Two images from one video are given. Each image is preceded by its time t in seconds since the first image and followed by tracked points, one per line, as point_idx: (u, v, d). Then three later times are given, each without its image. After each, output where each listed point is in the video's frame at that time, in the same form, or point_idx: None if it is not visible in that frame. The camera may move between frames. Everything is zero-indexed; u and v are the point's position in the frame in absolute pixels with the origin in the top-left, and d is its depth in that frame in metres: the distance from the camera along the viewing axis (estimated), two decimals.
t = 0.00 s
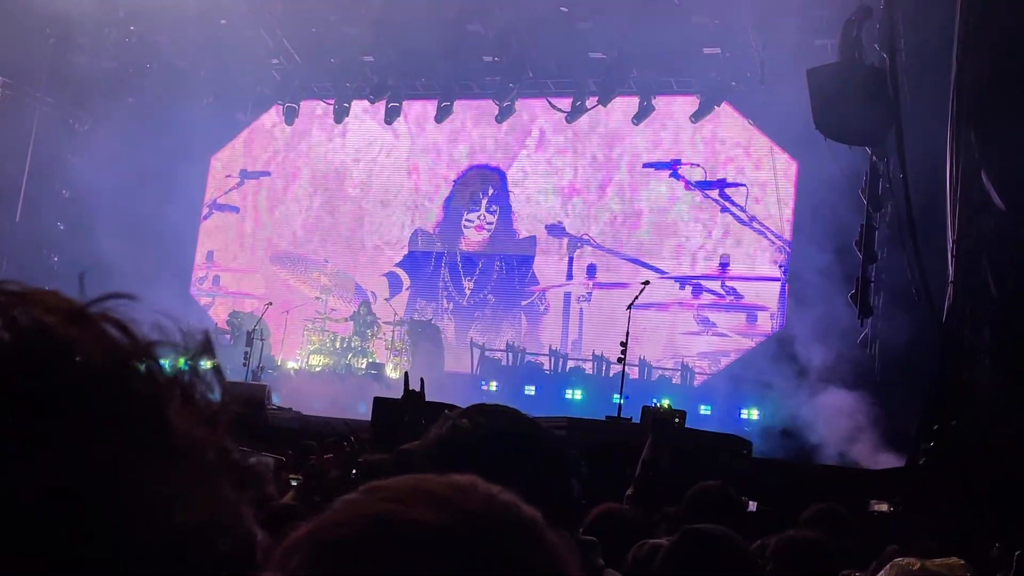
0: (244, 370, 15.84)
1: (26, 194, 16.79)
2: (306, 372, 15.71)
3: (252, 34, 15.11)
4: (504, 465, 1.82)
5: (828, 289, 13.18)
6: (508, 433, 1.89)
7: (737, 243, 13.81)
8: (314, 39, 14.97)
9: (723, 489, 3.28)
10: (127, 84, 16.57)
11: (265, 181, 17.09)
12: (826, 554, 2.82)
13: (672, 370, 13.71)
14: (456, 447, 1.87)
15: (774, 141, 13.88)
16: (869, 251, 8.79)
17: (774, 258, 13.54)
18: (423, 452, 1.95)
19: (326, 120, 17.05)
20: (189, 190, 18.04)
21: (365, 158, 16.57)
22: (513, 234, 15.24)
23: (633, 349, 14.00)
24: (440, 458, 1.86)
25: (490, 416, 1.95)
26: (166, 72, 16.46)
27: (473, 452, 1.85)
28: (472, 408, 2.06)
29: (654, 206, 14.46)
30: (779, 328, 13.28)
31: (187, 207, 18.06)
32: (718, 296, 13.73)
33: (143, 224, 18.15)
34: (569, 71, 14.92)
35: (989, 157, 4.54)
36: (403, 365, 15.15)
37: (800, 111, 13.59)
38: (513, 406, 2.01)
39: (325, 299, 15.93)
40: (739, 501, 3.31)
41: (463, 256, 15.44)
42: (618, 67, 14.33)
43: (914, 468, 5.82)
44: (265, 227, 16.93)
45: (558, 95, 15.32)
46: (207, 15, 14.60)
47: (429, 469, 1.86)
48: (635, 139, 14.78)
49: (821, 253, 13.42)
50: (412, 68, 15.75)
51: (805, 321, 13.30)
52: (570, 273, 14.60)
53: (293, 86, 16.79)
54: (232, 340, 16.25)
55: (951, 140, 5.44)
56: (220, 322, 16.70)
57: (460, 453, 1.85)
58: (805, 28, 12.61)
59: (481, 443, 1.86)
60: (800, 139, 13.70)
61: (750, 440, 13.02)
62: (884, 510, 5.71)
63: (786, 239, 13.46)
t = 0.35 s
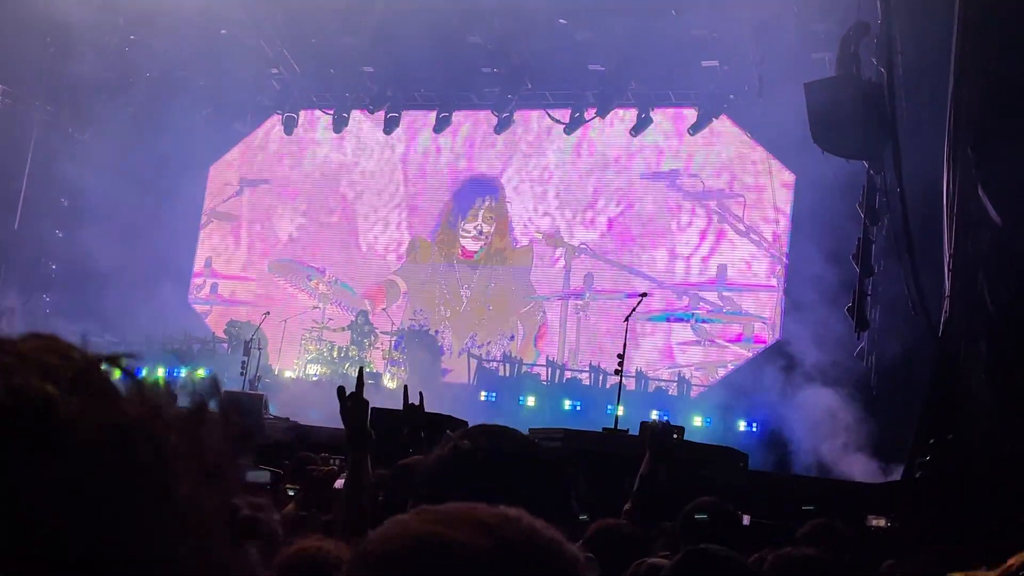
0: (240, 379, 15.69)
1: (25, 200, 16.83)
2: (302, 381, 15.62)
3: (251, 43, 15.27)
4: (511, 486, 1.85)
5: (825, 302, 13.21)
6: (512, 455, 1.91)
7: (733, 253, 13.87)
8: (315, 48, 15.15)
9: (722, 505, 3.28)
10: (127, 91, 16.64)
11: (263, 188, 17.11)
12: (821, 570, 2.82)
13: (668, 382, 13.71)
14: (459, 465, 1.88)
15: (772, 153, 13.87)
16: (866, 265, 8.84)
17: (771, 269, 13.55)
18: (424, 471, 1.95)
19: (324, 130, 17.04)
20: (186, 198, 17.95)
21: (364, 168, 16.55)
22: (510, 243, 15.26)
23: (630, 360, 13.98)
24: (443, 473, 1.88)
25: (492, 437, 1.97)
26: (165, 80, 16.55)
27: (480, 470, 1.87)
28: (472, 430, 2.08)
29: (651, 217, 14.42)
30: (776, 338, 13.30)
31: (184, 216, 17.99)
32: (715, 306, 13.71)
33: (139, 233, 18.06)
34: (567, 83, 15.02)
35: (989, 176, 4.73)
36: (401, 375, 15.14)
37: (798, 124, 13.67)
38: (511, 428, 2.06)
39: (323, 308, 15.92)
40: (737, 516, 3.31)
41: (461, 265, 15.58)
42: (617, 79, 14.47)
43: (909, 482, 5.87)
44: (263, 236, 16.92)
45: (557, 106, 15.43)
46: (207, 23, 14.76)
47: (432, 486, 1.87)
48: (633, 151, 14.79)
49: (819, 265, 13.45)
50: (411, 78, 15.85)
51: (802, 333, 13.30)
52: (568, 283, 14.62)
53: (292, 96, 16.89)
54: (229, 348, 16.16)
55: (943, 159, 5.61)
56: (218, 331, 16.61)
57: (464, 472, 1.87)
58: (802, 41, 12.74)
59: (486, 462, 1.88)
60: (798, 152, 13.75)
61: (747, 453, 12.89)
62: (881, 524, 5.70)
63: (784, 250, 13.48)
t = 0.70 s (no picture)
0: (238, 390, 15.73)
1: (23, 210, 16.90)
2: (299, 393, 15.63)
3: (252, 54, 15.38)
4: (517, 508, 1.84)
5: (822, 315, 13.21)
6: (515, 475, 1.91)
7: (732, 267, 13.85)
8: (314, 60, 15.37)
9: (718, 522, 3.21)
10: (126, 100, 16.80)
11: (262, 199, 17.11)
12: None
13: (665, 396, 13.73)
14: (468, 492, 1.86)
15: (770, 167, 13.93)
16: (863, 280, 8.91)
17: (769, 281, 13.54)
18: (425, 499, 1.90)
19: (323, 143, 17.07)
20: (183, 208, 17.94)
21: (362, 179, 16.58)
22: (507, 254, 15.33)
23: (627, 374, 14.02)
24: (450, 500, 1.85)
25: (492, 460, 1.96)
26: (164, 89, 16.72)
27: (491, 492, 1.86)
28: (470, 454, 2.05)
29: (650, 230, 14.42)
30: (774, 351, 13.25)
31: (181, 226, 18.00)
32: (713, 319, 13.73)
33: (137, 245, 18.03)
34: (566, 95, 15.13)
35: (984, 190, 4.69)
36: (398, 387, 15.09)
37: (796, 138, 13.73)
38: (510, 452, 2.04)
39: (322, 319, 15.88)
40: (732, 531, 3.24)
41: (457, 275, 15.65)
42: (616, 92, 14.55)
43: (905, 502, 5.77)
44: (261, 246, 16.91)
45: (555, 119, 15.56)
46: (206, 36, 14.93)
47: (436, 512, 1.84)
48: (631, 165, 14.83)
49: (816, 279, 13.44)
50: (410, 90, 15.96)
51: (799, 347, 13.29)
52: (565, 295, 14.60)
53: (292, 108, 16.95)
54: (227, 359, 16.16)
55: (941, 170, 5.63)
56: (215, 342, 16.53)
57: (470, 497, 1.84)
58: (801, 56, 12.85)
59: (497, 485, 1.87)
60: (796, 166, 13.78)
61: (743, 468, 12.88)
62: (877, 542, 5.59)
63: (782, 263, 13.47)
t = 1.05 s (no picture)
0: (235, 402, 15.69)
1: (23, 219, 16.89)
2: (296, 405, 15.57)
3: (251, 64, 15.51)
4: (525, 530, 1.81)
5: (822, 329, 13.17)
6: (517, 492, 1.87)
7: (730, 280, 13.88)
8: (315, 72, 15.50)
9: (721, 542, 3.13)
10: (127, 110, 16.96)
11: (260, 210, 17.09)
12: None
13: (663, 410, 13.74)
14: (471, 513, 1.82)
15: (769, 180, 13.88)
16: (862, 293, 8.97)
17: (767, 295, 13.55)
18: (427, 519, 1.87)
19: (322, 154, 17.09)
20: (180, 218, 17.85)
21: (361, 190, 16.58)
22: (504, 266, 15.27)
23: (625, 387, 14.01)
24: (455, 522, 1.82)
25: (493, 479, 1.91)
26: (165, 99, 16.89)
27: (493, 507, 1.82)
28: (470, 472, 2.00)
29: (649, 243, 14.49)
30: (772, 366, 13.20)
31: (180, 237, 17.94)
32: (710, 332, 13.75)
33: (135, 256, 18.01)
34: (566, 108, 15.21)
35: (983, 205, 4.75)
36: (395, 400, 15.09)
37: (795, 152, 13.77)
38: (511, 469, 1.99)
39: (320, 331, 15.87)
40: (736, 551, 3.17)
41: (453, 287, 15.45)
42: (614, 104, 14.63)
43: (904, 516, 5.72)
44: (259, 257, 16.89)
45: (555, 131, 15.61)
46: (206, 45, 15.08)
47: (440, 535, 1.82)
48: (630, 177, 14.88)
49: (816, 293, 13.40)
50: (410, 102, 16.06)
51: (799, 362, 13.23)
52: (563, 307, 14.52)
53: (291, 119, 17.02)
54: (224, 370, 16.12)
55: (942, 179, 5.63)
56: (213, 352, 16.51)
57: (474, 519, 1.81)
58: (799, 71, 12.92)
59: (498, 499, 1.84)
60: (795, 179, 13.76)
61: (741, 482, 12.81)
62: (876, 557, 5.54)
63: (780, 277, 13.48)
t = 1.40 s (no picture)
0: (234, 411, 15.62)
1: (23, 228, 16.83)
2: (296, 414, 15.54)
3: (251, 74, 15.66)
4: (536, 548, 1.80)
5: (822, 341, 13.15)
6: (527, 506, 1.86)
7: (730, 291, 13.88)
8: (315, 82, 15.62)
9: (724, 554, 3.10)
10: (128, 120, 17.12)
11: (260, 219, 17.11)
12: None
13: (663, 421, 13.69)
14: (479, 528, 1.81)
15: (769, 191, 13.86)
16: (862, 306, 9.04)
17: (767, 306, 13.54)
18: (436, 531, 1.87)
19: (321, 163, 17.10)
20: (180, 227, 17.84)
21: (362, 200, 16.60)
22: (504, 276, 15.28)
23: (625, 398, 13.99)
24: (464, 537, 1.81)
25: (503, 493, 1.90)
26: (166, 110, 17.12)
27: (503, 521, 1.82)
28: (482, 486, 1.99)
29: (649, 254, 14.50)
30: (773, 377, 13.15)
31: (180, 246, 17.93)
32: (710, 343, 13.73)
33: (134, 265, 18.01)
34: (566, 119, 15.29)
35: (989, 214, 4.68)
36: (394, 410, 15.05)
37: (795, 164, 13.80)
38: (523, 484, 1.96)
39: (320, 340, 15.85)
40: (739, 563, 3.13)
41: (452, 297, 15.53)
42: (615, 116, 14.69)
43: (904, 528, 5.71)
44: (259, 265, 16.89)
45: (555, 142, 15.66)
46: (208, 55, 15.20)
47: (447, 550, 1.82)
48: (630, 189, 14.91)
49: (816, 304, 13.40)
50: (410, 112, 16.15)
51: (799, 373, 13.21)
52: (563, 317, 14.58)
53: (291, 128, 17.09)
54: (223, 379, 16.09)
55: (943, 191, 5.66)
56: (213, 362, 16.47)
57: (483, 535, 1.80)
58: (800, 83, 12.97)
59: (507, 512, 1.83)
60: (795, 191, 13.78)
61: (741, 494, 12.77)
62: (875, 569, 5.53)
63: (780, 288, 13.48)
